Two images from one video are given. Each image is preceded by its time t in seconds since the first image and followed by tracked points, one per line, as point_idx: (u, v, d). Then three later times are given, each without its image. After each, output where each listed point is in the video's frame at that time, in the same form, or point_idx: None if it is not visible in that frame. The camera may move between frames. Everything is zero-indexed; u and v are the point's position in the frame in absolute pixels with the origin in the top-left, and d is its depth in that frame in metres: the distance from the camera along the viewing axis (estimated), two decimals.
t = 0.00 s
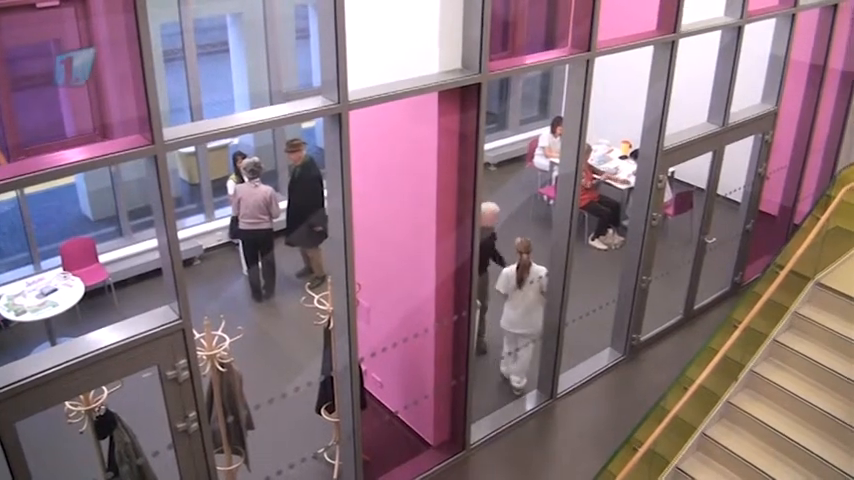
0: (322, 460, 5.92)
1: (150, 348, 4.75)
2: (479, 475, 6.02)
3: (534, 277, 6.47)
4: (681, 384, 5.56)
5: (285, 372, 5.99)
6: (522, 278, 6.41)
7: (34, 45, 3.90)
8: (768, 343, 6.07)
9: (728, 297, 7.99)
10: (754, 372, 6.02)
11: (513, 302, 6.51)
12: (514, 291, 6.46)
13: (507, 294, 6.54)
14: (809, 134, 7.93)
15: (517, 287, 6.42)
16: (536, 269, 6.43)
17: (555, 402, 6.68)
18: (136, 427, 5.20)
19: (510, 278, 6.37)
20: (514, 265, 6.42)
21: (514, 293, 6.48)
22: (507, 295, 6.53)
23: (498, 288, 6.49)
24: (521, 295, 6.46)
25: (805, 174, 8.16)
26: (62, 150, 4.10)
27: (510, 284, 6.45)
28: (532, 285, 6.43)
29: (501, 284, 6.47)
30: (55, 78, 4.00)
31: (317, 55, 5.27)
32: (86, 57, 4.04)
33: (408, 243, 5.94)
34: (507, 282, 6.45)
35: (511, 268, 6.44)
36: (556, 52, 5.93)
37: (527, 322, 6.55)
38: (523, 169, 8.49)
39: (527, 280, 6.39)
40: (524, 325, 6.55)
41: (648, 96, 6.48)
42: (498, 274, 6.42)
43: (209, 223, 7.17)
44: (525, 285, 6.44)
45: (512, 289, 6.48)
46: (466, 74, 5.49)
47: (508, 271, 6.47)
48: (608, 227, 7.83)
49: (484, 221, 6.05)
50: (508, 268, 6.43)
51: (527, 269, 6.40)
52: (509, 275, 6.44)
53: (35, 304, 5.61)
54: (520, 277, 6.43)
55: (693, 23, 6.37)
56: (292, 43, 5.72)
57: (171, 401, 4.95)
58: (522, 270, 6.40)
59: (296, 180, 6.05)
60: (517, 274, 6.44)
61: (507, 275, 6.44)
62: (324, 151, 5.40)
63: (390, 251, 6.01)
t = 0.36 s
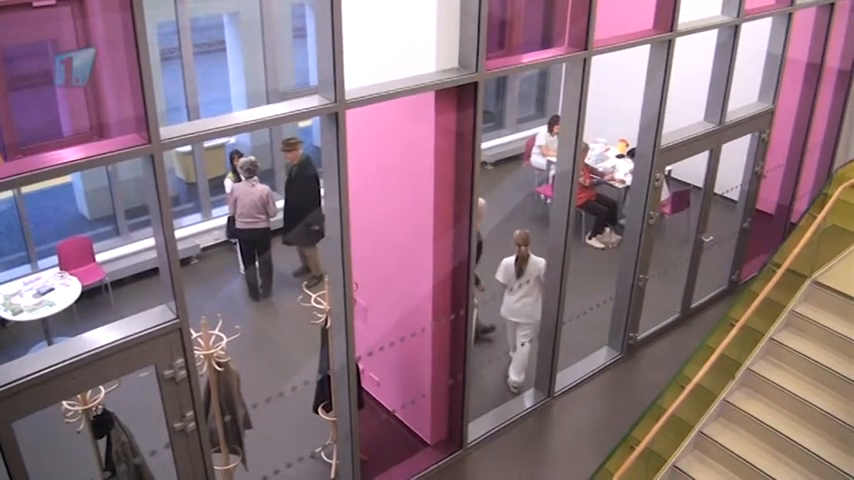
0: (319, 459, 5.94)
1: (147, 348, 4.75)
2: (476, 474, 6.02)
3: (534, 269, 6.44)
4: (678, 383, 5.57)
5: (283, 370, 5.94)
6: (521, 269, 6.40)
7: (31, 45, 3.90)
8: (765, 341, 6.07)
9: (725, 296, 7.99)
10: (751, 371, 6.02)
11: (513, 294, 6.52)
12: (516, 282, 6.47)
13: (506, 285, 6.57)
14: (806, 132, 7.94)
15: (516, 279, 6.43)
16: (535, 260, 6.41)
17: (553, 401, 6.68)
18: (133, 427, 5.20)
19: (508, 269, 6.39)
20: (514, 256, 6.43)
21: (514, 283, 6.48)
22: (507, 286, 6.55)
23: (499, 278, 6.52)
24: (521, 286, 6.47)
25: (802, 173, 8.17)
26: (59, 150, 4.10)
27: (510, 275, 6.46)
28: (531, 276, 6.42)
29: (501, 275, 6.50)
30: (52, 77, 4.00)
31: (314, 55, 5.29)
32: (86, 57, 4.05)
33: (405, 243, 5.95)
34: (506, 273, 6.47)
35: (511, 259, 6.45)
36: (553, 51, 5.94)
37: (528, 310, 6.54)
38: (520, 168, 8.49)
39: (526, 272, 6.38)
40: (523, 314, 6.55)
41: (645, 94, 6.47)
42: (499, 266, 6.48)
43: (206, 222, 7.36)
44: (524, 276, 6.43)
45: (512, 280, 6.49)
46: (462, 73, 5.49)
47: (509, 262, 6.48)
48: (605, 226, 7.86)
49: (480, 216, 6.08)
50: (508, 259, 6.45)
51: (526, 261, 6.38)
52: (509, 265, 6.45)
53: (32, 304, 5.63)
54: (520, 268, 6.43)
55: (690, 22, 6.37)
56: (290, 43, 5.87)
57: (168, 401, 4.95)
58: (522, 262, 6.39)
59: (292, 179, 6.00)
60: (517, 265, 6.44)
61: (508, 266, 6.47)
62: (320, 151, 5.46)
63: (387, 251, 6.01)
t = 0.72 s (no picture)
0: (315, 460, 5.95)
1: (146, 347, 4.75)
2: (473, 475, 6.02)
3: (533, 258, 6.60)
4: (674, 384, 5.58)
5: (278, 370, 5.92)
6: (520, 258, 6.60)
7: (28, 44, 3.89)
8: (761, 343, 6.08)
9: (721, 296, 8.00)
10: (747, 372, 6.03)
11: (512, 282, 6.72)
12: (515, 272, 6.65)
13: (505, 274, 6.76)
14: (803, 134, 7.96)
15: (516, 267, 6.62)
16: (534, 249, 6.57)
17: (549, 401, 6.67)
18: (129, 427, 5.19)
19: (508, 258, 6.58)
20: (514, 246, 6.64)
21: (513, 272, 6.67)
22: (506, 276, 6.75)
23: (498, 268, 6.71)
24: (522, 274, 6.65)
25: (798, 174, 8.19)
26: (56, 150, 4.10)
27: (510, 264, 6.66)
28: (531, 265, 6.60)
29: (500, 264, 6.68)
30: (50, 77, 3.99)
31: (311, 56, 5.30)
32: (86, 57, 4.05)
33: (402, 244, 5.95)
34: (505, 263, 6.66)
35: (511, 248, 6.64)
36: (551, 52, 5.94)
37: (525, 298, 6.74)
38: (517, 168, 8.50)
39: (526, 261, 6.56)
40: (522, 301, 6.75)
41: (642, 94, 6.47)
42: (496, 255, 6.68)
43: (203, 222, 6.98)
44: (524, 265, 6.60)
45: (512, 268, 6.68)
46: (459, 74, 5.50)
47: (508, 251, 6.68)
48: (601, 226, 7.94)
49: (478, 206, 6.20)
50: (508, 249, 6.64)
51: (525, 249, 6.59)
52: (508, 254, 6.64)
53: (28, 304, 5.65)
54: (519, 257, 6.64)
55: (687, 24, 6.38)
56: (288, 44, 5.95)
57: (164, 401, 4.94)
58: (521, 251, 6.57)
59: (288, 179, 5.99)
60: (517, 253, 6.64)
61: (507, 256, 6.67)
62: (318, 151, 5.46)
63: (382, 252, 6.00)
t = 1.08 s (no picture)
0: (308, 466, 5.85)
1: (138, 352, 4.71)
2: None
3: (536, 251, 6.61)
4: (669, 389, 5.57)
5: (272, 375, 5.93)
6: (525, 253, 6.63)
7: (21, 46, 3.86)
8: (758, 348, 6.03)
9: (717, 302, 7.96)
10: (743, 378, 5.99)
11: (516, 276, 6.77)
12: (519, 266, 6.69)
13: (507, 268, 6.78)
14: (800, 139, 7.93)
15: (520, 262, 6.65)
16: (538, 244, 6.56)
17: (545, 407, 6.62)
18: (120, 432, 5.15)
19: (514, 254, 6.57)
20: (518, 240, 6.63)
21: (517, 266, 6.71)
22: (508, 269, 6.78)
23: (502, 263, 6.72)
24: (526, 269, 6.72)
25: (795, 179, 8.16)
26: (47, 152, 4.06)
27: (514, 258, 6.66)
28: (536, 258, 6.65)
29: (504, 259, 6.67)
30: (42, 79, 3.96)
31: (305, 59, 5.28)
32: (86, 58, 4.02)
33: (396, 249, 5.90)
34: (510, 258, 6.66)
35: (516, 244, 6.61)
36: (546, 56, 5.94)
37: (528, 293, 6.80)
38: (513, 172, 8.48)
39: (532, 256, 6.58)
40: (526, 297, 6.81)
41: (638, 97, 6.45)
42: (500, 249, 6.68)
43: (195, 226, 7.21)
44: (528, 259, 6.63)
45: (515, 262, 6.69)
46: (456, 77, 5.52)
47: (512, 246, 6.66)
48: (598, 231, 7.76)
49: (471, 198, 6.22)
50: (512, 244, 6.61)
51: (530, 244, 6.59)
52: (513, 250, 6.64)
53: (20, 307, 5.55)
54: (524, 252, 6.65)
55: (684, 28, 6.35)
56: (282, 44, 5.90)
57: (156, 406, 4.89)
58: (526, 246, 6.57)
59: (282, 183, 5.94)
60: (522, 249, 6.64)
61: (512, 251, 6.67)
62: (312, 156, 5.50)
63: (376, 256, 5.96)
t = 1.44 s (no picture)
0: None
1: (114, 369, 4.46)
2: None
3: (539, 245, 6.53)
4: (669, 404, 5.41)
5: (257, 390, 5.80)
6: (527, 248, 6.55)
7: None
8: (760, 361, 5.79)
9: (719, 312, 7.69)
10: (745, 391, 5.78)
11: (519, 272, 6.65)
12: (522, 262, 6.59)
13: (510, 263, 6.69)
14: (804, 143, 7.76)
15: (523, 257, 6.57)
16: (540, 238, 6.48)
17: (540, 422, 6.35)
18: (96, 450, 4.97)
19: (516, 249, 6.49)
20: (520, 235, 6.57)
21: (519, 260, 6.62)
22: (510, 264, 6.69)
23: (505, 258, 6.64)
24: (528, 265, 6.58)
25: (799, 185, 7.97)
26: (21, 158, 3.82)
27: (516, 253, 6.61)
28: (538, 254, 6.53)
29: (506, 254, 6.62)
30: (13, 82, 3.74)
31: (291, 63, 5.12)
32: (86, 58, 3.84)
33: (387, 257, 5.70)
34: (512, 253, 6.59)
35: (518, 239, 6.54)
36: (541, 59, 5.76)
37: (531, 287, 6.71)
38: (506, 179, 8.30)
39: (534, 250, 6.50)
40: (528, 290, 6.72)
41: (636, 102, 6.26)
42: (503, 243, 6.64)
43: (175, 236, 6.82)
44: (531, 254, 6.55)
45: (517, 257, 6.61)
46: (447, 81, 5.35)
47: (514, 242, 6.61)
48: (593, 240, 7.62)
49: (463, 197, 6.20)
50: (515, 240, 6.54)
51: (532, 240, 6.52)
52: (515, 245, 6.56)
53: None
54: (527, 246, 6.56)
55: (683, 30, 6.17)
56: (268, 47, 5.75)
57: (135, 424, 4.64)
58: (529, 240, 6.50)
59: (267, 191, 5.70)
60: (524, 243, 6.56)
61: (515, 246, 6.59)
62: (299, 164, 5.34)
63: (365, 265, 5.76)
